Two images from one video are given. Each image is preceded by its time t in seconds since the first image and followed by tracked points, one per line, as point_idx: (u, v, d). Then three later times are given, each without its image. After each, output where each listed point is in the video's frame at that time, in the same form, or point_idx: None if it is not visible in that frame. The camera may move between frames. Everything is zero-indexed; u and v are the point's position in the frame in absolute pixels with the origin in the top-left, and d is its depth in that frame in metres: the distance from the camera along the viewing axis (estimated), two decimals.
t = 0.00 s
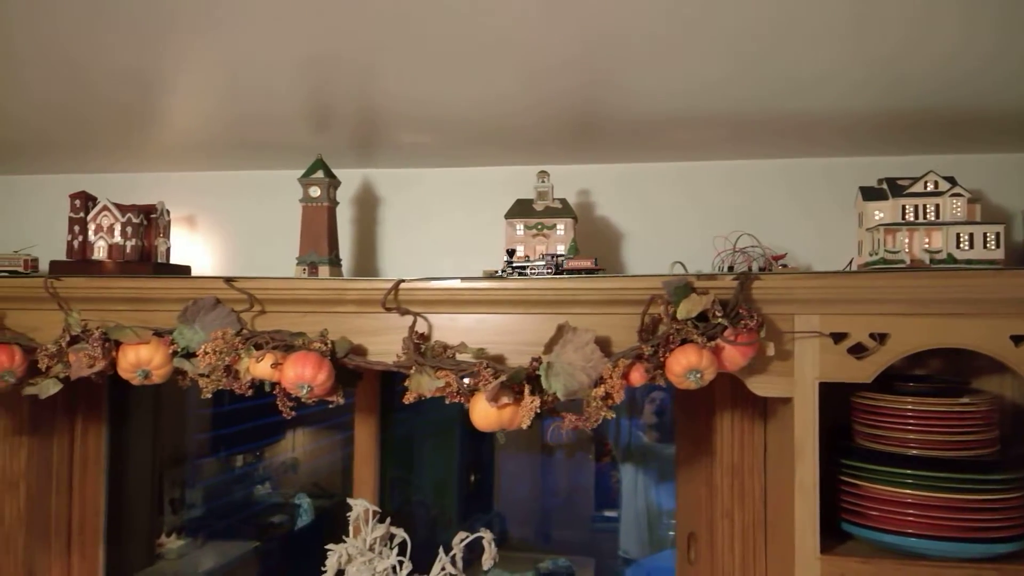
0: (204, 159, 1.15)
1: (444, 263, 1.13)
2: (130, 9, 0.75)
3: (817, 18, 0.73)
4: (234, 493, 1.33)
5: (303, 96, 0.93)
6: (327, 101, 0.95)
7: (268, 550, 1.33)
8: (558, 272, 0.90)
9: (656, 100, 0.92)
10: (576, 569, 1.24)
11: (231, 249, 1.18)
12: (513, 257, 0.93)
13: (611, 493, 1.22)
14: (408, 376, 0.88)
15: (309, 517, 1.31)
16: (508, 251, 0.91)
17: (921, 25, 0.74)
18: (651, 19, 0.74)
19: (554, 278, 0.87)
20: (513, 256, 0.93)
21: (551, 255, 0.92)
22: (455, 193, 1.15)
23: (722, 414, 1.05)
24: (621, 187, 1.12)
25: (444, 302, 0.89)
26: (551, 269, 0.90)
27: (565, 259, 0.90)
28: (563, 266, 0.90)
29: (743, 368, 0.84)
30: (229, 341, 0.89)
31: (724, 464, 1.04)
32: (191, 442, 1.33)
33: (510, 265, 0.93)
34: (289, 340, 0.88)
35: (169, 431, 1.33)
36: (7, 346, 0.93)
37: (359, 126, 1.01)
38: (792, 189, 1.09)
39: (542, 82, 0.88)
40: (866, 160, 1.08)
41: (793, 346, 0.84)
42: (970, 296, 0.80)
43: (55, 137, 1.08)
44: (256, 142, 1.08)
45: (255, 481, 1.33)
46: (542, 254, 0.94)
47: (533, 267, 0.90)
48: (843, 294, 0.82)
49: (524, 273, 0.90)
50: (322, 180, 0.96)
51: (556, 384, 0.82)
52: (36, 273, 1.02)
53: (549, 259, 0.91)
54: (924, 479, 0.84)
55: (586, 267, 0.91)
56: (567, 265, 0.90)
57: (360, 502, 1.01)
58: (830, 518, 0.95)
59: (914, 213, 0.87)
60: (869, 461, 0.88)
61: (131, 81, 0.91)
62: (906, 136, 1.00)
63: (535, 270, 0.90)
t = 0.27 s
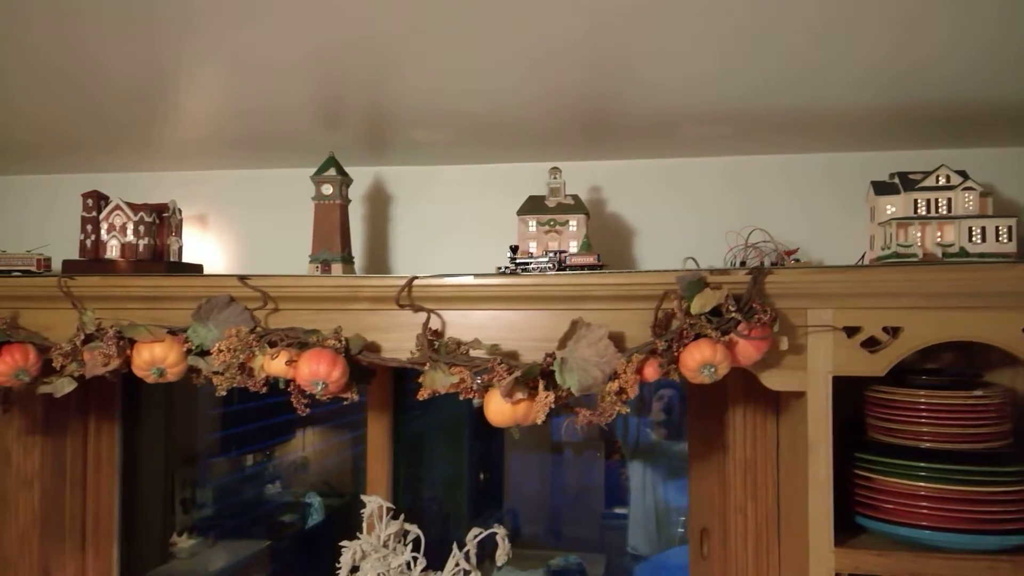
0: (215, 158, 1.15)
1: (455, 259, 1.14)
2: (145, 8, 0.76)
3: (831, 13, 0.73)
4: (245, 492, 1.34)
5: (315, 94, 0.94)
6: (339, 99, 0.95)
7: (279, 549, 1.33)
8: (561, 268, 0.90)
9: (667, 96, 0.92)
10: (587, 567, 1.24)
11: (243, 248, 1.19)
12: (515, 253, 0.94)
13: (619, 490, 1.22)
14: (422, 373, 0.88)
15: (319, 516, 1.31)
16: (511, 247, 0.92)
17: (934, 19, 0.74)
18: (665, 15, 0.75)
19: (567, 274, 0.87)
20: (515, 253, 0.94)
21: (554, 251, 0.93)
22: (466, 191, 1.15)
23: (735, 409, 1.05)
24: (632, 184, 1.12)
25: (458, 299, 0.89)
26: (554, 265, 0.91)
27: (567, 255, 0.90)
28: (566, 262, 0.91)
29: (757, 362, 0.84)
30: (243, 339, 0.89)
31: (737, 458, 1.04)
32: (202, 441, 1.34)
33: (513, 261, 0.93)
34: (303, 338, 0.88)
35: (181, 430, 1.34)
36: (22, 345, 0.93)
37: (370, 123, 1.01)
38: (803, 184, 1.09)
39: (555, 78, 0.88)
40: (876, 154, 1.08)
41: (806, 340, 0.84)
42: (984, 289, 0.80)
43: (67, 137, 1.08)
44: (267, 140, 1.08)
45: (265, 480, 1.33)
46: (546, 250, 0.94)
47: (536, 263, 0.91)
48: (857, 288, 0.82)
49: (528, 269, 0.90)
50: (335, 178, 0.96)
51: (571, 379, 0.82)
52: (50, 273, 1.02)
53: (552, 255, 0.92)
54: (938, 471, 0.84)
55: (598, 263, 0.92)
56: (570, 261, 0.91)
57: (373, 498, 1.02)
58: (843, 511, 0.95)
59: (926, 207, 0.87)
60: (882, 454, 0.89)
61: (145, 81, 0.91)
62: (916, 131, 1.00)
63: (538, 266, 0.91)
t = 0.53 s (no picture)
0: (224, 155, 1.16)
1: (466, 255, 1.14)
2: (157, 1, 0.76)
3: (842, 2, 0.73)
4: (254, 490, 1.34)
5: (326, 89, 0.94)
6: (349, 95, 0.95)
7: (288, 547, 1.33)
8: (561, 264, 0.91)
9: (678, 89, 0.92)
10: (596, 564, 1.24)
11: (253, 245, 1.19)
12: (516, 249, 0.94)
13: (627, 487, 1.22)
14: (433, 368, 0.88)
15: (327, 514, 1.31)
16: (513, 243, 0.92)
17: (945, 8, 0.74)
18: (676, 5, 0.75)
19: (578, 269, 0.87)
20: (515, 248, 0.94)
21: (556, 247, 0.93)
22: (474, 187, 1.15)
23: (747, 403, 1.05)
24: (641, 179, 1.12)
25: (469, 294, 0.89)
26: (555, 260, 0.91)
27: (569, 252, 0.91)
28: (567, 258, 0.91)
29: (770, 355, 0.84)
30: (255, 335, 0.89)
31: (749, 453, 1.04)
32: (211, 439, 1.34)
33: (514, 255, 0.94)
34: (315, 333, 0.88)
35: (190, 429, 1.34)
36: (34, 342, 0.93)
37: (380, 119, 1.01)
38: (813, 179, 1.09)
39: (565, 72, 0.88)
40: (886, 148, 1.08)
41: (819, 333, 0.84)
42: (998, 281, 0.80)
43: (78, 134, 1.09)
44: (277, 136, 1.08)
45: (274, 479, 1.33)
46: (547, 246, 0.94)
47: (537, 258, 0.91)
48: (870, 281, 0.82)
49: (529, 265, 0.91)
50: (345, 174, 0.96)
51: (582, 374, 0.82)
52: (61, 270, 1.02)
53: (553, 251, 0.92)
54: (951, 467, 0.84)
55: (609, 258, 0.92)
56: (571, 257, 0.91)
57: (383, 494, 1.02)
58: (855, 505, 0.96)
59: (939, 199, 0.87)
60: (895, 447, 0.89)
61: (156, 77, 0.91)
62: (926, 123, 1.00)
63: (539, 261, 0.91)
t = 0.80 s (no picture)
0: (233, 154, 1.16)
1: (475, 252, 1.14)
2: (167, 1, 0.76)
3: None
4: (262, 489, 1.34)
5: (335, 87, 0.94)
6: (358, 93, 0.95)
7: (296, 546, 1.33)
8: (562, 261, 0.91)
9: (688, 85, 0.92)
10: (605, 560, 1.23)
11: (262, 243, 1.19)
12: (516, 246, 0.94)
13: (635, 484, 1.21)
14: (445, 365, 0.88)
15: (335, 513, 1.31)
16: (514, 239, 0.91)
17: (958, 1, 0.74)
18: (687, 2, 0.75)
19: (589, 265, 0.87)
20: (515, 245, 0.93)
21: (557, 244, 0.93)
22: (483, 184, 1.15)
23: (759, 400, 1.04)
24: (650, 175, 1.12)
25: (480, 291, 0.89)
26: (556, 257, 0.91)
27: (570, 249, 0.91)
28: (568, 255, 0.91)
29: (783, 351, 0.84)
30: (267, 333, 0.89)
31: (762, 449, 1.03)
32: (218, 439, 1.34)
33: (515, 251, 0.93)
34: (326, 331, 0.88)
35: (198, 428, 1.34)
36: (47, 342, 0.93)
37: (388, 117, 1.01)
38: (824, 173, 1.08)
39: (574, 69, 0.88)
40: (897, 142, 1.08)
41: (832, 328, 0.84)
42: (1013, 274, 0.79)
43: (88, 134, 1.09)
44: (285, 135, 1.08)
45: (282, 478, 1.33)
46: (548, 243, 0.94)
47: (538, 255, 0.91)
48: (884, 275, 0.81)
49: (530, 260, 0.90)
50: (355, 171, 0.96)
51: (595, 370, 0.82)
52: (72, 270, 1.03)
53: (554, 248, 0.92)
54: (967, 461, 0.84)
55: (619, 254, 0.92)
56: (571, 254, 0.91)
57: (394, 493, 1.02)
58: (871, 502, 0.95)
59: (952, 193, 0.86)
60: (910, 443, 0.88)
61: (166, 76, 0.91)
62: (938, 117, 1.00)
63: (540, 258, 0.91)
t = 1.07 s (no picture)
0: (241, 156, 1.16)
1: (483, 251, 1.14)
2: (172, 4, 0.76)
3: None
4: (271, 490, 1.34)
5: (342, 88, 0.94)
6: (363, 94, 0.95)
7: (305, 547, 1.33)
8: (561, 259, 0.90)
9: (695, 82, 0.91)
10: (614, 559, 1.22)
11: (270, 245, 1.19)
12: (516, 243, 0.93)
13: (643, 483, 1.20)
14: (453, 365, 0.87)
15: (343, 513, 1.30)
16: (513, 238, 0.91)
17: None
18: None
19: (598, 263, 0.86)
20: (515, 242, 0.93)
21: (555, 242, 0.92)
22: (489, 183, 1.15)
23: (770, 398, 1.03)
24: (658, 173, 1.11)
25: (488, 290, 0.89)
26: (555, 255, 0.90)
27: (569, 246, 0.90)
28: (567, 253, 0.90)
29: (795, 348, 0.83)
30: (276, 334, 0.89)
31: (773, 449, 1.02)
32: (228, 440, 1.34)
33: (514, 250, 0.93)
34: (335, 331, 0.88)
35: (208, 430, 1.34)
36: (58, 344, 0.94)
37: (394, 117, 1.01)
38: (834, 168, 1.07)
39: (581, 67, 0.88)
40: (908, 137, 1.06)
41: (845, 325, 0.83)
42: None
43: (96, 138, 1.10)
44: (292, 136, 1.08)
45: (290, 478, 1.33)
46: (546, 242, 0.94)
47: (537, 254, 0.91)
48: (898, 271, 0.80)
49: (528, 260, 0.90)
50: (362, 172, 0.96)
51: (605, 369, 0.81)
52: (83, 273, 1.03)
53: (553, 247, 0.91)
54: (984, 459, 0.83)
55: (628, 252, 0.91)
56: (570, 252, 0.91)
57: (404, 493, 1.01)
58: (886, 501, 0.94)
59: (965, 187, 0.85)
60: (926, 441, 0.87)
61: (175, 79, 0.92)
62: (950, 110, 0.98)
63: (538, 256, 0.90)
